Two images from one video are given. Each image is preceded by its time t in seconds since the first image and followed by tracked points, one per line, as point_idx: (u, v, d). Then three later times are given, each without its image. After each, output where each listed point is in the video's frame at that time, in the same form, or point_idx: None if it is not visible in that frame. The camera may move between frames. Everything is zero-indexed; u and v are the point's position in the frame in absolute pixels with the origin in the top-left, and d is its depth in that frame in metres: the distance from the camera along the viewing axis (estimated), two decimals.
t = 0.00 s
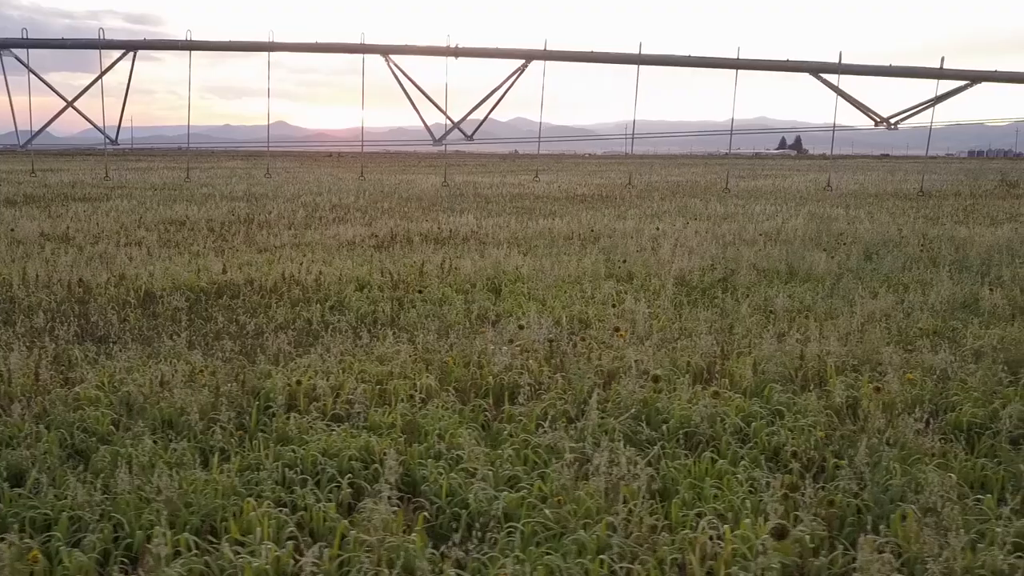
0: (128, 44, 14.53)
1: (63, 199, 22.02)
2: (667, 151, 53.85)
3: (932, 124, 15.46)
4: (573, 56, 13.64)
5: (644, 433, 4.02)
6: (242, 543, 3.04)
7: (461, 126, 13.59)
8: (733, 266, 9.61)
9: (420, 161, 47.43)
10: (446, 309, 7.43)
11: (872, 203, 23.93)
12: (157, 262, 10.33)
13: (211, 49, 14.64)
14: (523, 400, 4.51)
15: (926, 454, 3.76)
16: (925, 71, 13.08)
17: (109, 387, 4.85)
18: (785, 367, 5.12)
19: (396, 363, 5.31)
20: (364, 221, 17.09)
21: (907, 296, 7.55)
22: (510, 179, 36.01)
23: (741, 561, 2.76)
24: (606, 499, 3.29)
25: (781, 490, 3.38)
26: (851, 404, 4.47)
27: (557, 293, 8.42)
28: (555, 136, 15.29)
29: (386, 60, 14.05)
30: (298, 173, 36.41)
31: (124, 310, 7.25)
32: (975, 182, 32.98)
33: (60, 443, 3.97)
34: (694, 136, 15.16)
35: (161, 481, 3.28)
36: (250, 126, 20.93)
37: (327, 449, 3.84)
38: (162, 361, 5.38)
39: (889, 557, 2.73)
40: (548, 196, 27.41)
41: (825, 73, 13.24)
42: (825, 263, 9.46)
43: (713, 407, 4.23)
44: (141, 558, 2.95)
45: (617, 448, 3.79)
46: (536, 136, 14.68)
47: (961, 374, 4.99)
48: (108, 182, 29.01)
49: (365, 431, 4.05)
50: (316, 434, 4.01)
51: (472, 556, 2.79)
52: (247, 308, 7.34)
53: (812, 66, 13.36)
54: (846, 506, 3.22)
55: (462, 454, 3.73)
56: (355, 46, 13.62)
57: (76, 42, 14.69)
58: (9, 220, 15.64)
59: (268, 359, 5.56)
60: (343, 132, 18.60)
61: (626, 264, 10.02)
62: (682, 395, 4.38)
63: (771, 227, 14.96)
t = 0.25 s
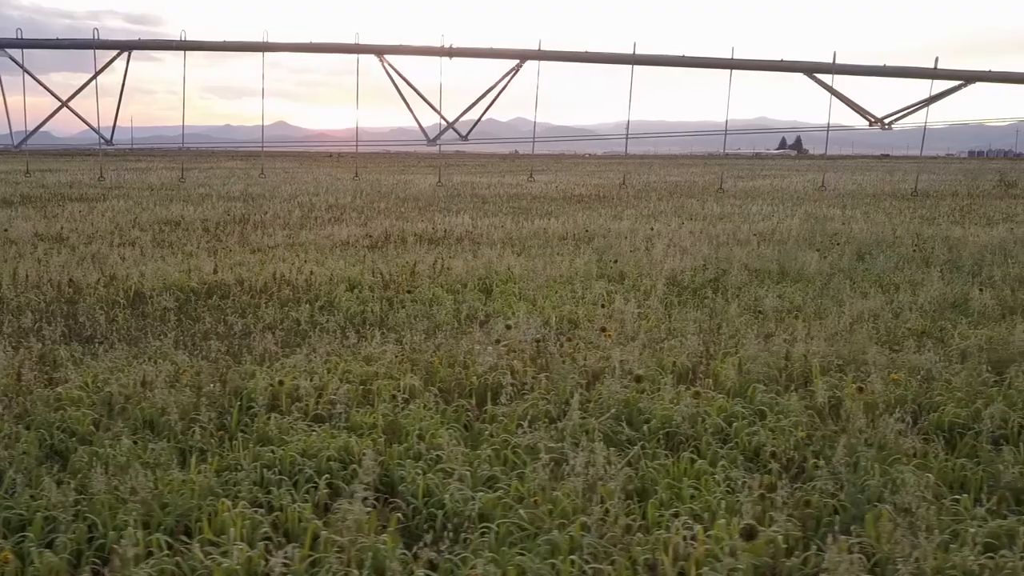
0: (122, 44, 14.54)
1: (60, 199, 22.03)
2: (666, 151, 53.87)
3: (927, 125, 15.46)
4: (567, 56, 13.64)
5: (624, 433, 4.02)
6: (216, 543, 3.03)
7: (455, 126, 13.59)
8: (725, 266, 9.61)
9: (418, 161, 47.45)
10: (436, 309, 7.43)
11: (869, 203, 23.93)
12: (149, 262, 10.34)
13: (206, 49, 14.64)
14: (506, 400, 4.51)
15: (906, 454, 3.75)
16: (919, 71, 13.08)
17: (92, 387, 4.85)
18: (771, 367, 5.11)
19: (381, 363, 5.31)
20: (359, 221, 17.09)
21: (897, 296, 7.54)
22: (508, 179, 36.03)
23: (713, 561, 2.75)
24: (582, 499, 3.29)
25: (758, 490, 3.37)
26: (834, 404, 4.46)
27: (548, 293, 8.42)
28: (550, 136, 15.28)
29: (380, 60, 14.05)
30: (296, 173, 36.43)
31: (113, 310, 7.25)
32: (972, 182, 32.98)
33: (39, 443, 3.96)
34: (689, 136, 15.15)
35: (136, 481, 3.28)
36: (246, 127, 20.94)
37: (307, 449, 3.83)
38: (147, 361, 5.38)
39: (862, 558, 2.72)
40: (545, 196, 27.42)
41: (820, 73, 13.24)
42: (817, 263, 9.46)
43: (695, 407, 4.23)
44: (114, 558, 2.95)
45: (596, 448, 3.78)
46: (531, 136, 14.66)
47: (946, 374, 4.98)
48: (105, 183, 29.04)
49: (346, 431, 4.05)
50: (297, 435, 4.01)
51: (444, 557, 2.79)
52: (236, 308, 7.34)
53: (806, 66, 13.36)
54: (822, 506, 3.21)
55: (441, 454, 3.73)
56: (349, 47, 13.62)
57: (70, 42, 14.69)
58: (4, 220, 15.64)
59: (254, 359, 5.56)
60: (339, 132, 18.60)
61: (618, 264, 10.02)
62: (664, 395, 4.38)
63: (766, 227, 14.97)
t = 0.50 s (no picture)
0: (117, 44, 14.55)
1: (56, 199, 22.03)
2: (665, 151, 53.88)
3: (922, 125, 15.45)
4: (561, 56, 13.63)
5: (604, 433, 4.02)
6: (189, 543, 3.03)
7: (449, 126, 13.58)
8: (717, 266, 9.62)
9: (417, 161, 47.46)
10: (425, 309, 7.43)
11: (866, 203, 23.93)
12: (141, 262, 10.34)
13: (200, 49, 14.63)
14: (488, 400, 4.50)
15: (884, 454, 3.75)
16: (913, 71, 13.07)
17: (75, 387, 4.85)
18: (755, 367, 5.11)
19: (366, 363, 5.31)
20: (354, 221, 17.10)
21: (886, 296, 7.54)
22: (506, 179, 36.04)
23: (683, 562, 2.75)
24: (556, 499, 3.29)
25: (734, 490, 3.37)
26: (816, 404, 4.46)
27: (538, 293, 8.41)
28: (544, 136, 15.26)
29: (374, 60, 14.05)
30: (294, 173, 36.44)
31: (102, 310, 7.24)
32: (970, 182, 32.97)
33: (18, 443, 3.96)
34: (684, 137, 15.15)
35: (111, 481, 3.27)
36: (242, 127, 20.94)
37: (285, 449, 3.83)
38: (131, 361, 5.37)
39: (832, 558, 2.72)
40: (542, 196, 27.42)
41: (814, 73, 13.24)
42: (808, 263, 9.46)
43: (675, 408, 4.23)
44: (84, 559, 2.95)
45: (575, 448, 3.78)
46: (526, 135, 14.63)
47: (929, 374, 4.98)
48: (102, 183, 29.05)
49: (325, 431, 4.05)
50: (276, 435, 4.01)
51: (415, 557, 2.78)
52: (225, 308, 7.33)
53: (800, 66, 13.35)
54: (797, 506, 3.21)
55: (419, 454, 3.73)
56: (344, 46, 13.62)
57: (65, 42, 14.69)
58: None
59: (239, 359, 5.56)
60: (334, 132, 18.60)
61: (610, 264, 10.02)
62: (645, 395, 4.37)
63: (761, 227, 14.96)
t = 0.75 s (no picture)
0: (112, 44, 14.54)
1: (52, 199, 22.03)
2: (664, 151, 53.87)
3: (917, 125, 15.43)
4: (555, 56, 13.62)
5: (583, 433, 4.01)
6: (160, 543, 3.02)
7: (443, 126, 13.57)
8: (708, 266, 9.61)
9: (415, 161, 47.45)
10: (413, 309, 7.41)
11: (863, 203, 23.91)
12: (133, 262, 10.33)
13: (194, 49, 14.62)
14: (469, 400, 4.49)
15: (862, 453, 3.75)
16: (907, 71, 13.06)
17: (56, 386, 4.84)
18: (739, 366, 5.10)
19: (349, 362, 5.30)
20: (349, 221, 17.08)
21: (875, 296, 7.53)
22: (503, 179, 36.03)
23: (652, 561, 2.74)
24: (530, 499, 3.28)
25: (709, 489, 3.37)
26: (798, 404, 4.45)
27: (528, 293, 8.40)
28: (539, 136, 15.23)
29: (368, 60, 14.05)
30: (292, 173, 36.42)
31: (90, 310, 7.24)
32: (968, 183, 32.95)
33: None
34: (679, 137, 15.14)
35: (84, 481, 3.27)
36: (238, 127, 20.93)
37: (262, 449, 3.83)
38: (115, 360, 5.36)
39: (802, 558, 2.71)
40: (539, 196, 27.41)
41: (809, 73, 13.20)
42: (799, 263, 9.44)
43: (656, 407, 4.22)
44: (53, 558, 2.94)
45: (552, 448, 3.78)
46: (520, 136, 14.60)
47: (913, 374, 4.97)
48: (99, 183, 29.03)
49: (304, 431, 4.04)
50: (255, 434, 4.01)
51: (384, 556, 2.78)
52: (213, 308, 7.32)
53: (794, 66, 13.31)
54: (771, 506, 3.20)
55: (396, 454, 3.72)
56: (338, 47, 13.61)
57: (59, 42, 14.68)
58: None
59: (224, 359, 5.54)
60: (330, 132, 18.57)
61: (601, 264, 10.01)
62: (626, 395, 4.37)
63: (756, 228, 14.95)
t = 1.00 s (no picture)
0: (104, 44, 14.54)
1: (47, 199, 22.02)
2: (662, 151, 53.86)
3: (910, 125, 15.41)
4: (547, 56, 13.60)
5: (556, 432, 4.00)
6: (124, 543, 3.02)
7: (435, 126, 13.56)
8: (697, 266, 9.60)
9: (413, 161, 47.44)
10: (398, 308, 7.40)
11: (858, 203, 23.90)
12: (122, 262, 10.32)
13: (187, 49, 14.61)
14: (445, 400, 4.49)
15: (833, 453, 3.74)
16: (900, 71, 13.04)
17: (33, 386, 4.83)
18: (717, 366, 5.09)
19: (329, 362, 5.29)
20: (343, 221, 17.07)
21: (862, 295, 7.52)
22: (501, 179, 36.04)
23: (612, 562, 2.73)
24: (497, 498, 3.27)
25: (677, 489, 3.36)
26: (773, 404, 4.45)
27: (515, 293, 8.38)
28: (532, 135, 15.20)
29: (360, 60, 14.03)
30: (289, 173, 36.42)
31: (75, 309, 7.23)
32: (966, 183, 32.92)
33: None
34: (672, 136, 15.12)
35: (50, 481, 3.26)
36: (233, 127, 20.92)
37: (233, 449, 3.82)
38: (94, 360, 5.36)
39: (762, 557, 2.70)
40: (535, 196, 27.39)
41: (801, 72, 13.16)
42: (788, 263, 9.43)
43: (630, 407, 4.22)
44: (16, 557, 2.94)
45: (524, 448, 3.77)
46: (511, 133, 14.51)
47: (891, 374, 4.96)
48: (96, 183, 29.02)
49: (277, 431, 4.03)
50: (227, 434, 4.00)
51: (344, 556, 2.77)
52: (198, 308, 7.31)
53: (787, 66, 13.28)
54: (737, 505, 3.20)
55: (367, 454, 3.71)
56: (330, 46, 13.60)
57: (51, 42, 14.67)
58: None
59: (203, 359, 5.53)
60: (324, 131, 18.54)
61: (591, 264, 10.00)
62: (601, 395, 4.36)
63: (749, 228, 14.94)
